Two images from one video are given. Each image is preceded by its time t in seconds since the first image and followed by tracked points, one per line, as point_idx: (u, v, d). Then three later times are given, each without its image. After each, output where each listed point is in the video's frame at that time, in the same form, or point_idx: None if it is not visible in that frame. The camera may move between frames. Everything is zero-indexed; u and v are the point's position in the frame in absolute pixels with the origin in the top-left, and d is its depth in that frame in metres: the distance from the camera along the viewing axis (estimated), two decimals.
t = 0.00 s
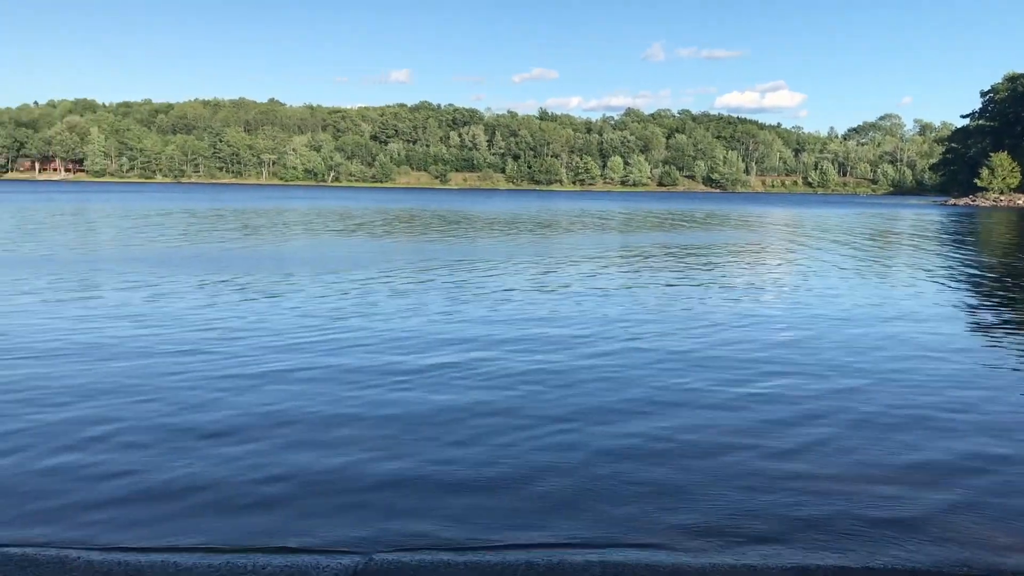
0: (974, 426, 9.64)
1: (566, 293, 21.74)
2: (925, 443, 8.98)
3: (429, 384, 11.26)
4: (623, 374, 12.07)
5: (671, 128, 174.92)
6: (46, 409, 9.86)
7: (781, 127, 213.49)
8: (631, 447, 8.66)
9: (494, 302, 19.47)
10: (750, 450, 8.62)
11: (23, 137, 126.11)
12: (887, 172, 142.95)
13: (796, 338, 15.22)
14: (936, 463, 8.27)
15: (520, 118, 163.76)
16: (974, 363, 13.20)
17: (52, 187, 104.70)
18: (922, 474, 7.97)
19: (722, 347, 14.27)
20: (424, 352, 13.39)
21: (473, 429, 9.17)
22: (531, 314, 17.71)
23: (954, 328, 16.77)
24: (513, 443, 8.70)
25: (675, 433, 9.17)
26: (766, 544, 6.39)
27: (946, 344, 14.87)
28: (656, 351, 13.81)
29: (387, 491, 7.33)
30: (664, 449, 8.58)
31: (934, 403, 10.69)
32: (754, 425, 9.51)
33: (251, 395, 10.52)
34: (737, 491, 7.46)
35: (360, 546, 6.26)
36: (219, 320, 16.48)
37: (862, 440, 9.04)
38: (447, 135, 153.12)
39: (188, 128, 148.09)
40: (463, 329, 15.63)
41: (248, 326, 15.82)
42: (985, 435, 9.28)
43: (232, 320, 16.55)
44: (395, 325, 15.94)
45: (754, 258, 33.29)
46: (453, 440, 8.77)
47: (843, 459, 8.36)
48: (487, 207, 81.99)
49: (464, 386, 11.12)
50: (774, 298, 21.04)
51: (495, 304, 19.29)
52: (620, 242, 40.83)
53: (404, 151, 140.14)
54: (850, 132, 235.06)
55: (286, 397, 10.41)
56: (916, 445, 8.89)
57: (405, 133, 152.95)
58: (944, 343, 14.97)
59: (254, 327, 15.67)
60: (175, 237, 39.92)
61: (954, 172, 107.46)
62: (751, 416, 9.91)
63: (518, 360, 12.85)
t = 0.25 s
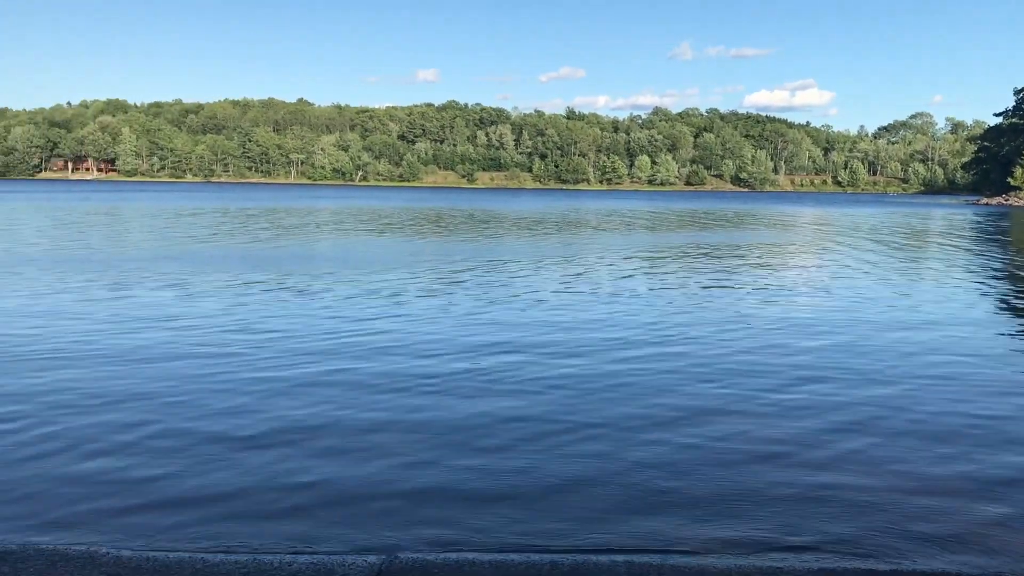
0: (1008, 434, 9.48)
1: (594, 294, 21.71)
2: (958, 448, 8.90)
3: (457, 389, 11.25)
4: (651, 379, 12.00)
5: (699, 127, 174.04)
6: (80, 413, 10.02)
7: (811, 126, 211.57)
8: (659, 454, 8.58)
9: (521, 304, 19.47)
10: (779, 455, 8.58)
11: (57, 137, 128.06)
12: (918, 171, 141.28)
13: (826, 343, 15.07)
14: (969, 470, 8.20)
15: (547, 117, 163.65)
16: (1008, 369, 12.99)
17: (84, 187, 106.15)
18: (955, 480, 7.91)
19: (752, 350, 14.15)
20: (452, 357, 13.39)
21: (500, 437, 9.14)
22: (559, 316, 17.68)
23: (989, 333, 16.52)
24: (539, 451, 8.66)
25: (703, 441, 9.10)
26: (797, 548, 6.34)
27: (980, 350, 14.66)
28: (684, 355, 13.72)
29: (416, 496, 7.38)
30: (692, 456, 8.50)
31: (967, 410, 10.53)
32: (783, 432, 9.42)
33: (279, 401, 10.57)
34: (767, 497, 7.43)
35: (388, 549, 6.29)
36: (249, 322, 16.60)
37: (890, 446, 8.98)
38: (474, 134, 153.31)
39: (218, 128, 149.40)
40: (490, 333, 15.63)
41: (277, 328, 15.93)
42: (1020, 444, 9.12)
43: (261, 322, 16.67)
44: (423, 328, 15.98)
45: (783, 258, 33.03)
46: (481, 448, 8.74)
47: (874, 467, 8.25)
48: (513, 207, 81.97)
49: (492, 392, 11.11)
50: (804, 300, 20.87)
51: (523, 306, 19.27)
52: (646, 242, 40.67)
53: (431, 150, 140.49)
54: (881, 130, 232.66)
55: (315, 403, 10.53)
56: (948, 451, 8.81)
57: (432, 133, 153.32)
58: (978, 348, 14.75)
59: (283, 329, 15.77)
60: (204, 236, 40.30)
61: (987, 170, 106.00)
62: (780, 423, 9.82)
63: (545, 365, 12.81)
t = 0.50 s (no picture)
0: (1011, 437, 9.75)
1: (604, 295, 22.05)
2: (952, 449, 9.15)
3: (473, 393, 11.57)
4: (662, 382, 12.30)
5: (708, 126, 174.03)
6: (106, 414, 10.39)
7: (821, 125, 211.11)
8: (670, 457, 8.89)
9: (533, 305, 19.82)
10: (777, 457, 8.86)
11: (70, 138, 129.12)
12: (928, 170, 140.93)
13: (834, 345, 15.34)
14: (962, 473, 8.46)
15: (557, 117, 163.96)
16: (1013, 372, 13.25)
17: (97, 187, 107.07)
18: (954, 483, 8.17)
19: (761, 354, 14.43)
20: (468, 360, 13.71)
21: (517, 440, 9.46)
22: (570, 318, 18.02)
23: (995, 334, 16.76)
24: (554, 454, 8.97)
25: (713, 444, 9.41)
26: (792, 550, 6.61)
27: (986, 352, 14.90)
28: (695, 359, 14.02)
29: (425, 497, 7.67)
30: (703, 459, 8.80)
31: (973, 414, 10.79)
32: (791, 436, 9.71)
33: (302, 404, 10.91)
34: (764, 500, 7.70)
35: (396, 548, 6.58)
36: (267, 324, 16.98)
37: (887, 449, 9.25)
38: (484, 134, 153.72)
39: (229, 128, 150.25)
40: (504, 335, 15.96)
41: (296, 330, 16.30)
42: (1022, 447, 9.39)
43: (280, 324, 17.06)
44: (438, 331, 16.33)
45: (790, 258, 33.27)
46: (498, 451, 9.05)
47: (878, 470, 8.54)
48: (522, 207, 82.29)
49: (507, 396, 11.42)
50: (812, 302, 21.13)
51: (535, 307, 19.62)
52: (654, 241, 40.94)
53: (441, 150, 140.90)
54: (891, 129, 232.03)
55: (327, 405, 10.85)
56: (942, 454, 9.08)
57: (442, 133, 153.80)
58: (984, 350, 15.00)
59: (302, 331, 16.15)
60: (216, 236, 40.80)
61: (997, 169, 105.69)
62: (789, 426, 10.10)
63: (559, 369, 13.13)
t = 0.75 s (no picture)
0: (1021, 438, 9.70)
1: (612, 296, 22.06)
2: (960, 449, 9.21)
3: (482, 394, 11.57)
4: (670, 383, 12.28)
5: (717, 126, 173.79)
6: (114, 414, 10.42)
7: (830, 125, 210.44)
8: (680, 457, 8.86)
9: (541, 307, 19.85)
10: (785, 457, 8.90)
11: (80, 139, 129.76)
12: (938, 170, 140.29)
13: (843, 347, 15.31)
14: (973, 474, 8.41)
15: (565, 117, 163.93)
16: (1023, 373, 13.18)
17: (106, 188, 107.53)
18: (964, 483, 8.13)
19: (770, 355, 14.39)
20: (476, 361, 13.71)
21: (525, 440, 9.44)
22: (579, 320, 18.02)
23: (1006, 335, 16.67)
24: (561, 454, 8.95)
25: (722, 443, 9.38)
26: (801, 551, 6.58)
27: (997, 353, 14.82)
28: (704, 360, 13.99)
29: (434, 496, 7.72)
30: (711, 460, 8.77)
31: (982, 415, 10.74)
32: (800, 436, 9.68)
33: (311, 405, 10.92)
34: (774, 500, 7.66)
35: (405, 547, 6.63)
36: (276, 324, 17.04)
37: (897, 450, 9.21)
38: (492, 135, 153.82)
39: (238, 129, 150.74)
40: (512, 337, 15.97)
41: (305, 330, 16.34)
42: None
43: (288, 324, 17.11)
44: (446, 331, 16.36)
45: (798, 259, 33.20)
46: (505, 451, 9.04)
47: (887, 470, 8.49)
48: (530, 207, 82.24)
49: (516, 397, 11.42)
50: (821, 303, 21.09)
51: (543, 309, 19.63)
52: (661, 242, 40.88)
53: (449, 151, 141.00)
54: (901, 130, 231.20)
55: (337, 405, 10.91)
56: (952, 454, 9.03)
57: (450, 134, 153.98)
58: (995, 351, 14.92)
59: (310, 332, 16.18)
60: (225, 237, 40.99)
61: (1007, 169, 105.11)
62: (797, 427, 10.06)
63: (567, 370, 13.14)
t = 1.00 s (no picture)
0: None
1: (621, 298, 22.19)
2: (965, 456, 9.33)
3: (492, 399, 11.72)
4: (678, 388, 12.42)
5: (726, 127, 173.47)
6: (131, 418, 10.61)
7: (840, 126, 209.77)
8: (686, 464, 8.99)
9: (549, 310, 20.01)
10: (790, 464, 9.01)
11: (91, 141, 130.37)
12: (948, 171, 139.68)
13: (852, 351, 15.40)
14: (978, 481, 8.52)
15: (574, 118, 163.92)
16: None
17: (116, 189, 107.95)
18: (968, 491, 8.25)
19: (778, 360, 14.51)
20: (486, 366, 13.88)
21: (535, 446, 9.59)
22: (588, 323, 18.15)
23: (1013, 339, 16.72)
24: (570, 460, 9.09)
25: (728, 449, 9.51)
26: (807, 555, 6.71)
27: (1005, 358, 14.88)
28: (711, 365, 14.10)
29: (446, 501, 7.88)
30: (718, 467, 8.91)
31: (987, 420, 10.85)
32: (806, 442, 9.80)
33: (323, 410, 11.08)
34: (780, 506, 7.79)
35: (415, 549, 6.77)
36: (288, 327, 17.24)
37: (903, 456, 9.33)
38: (501, 136, 153.87)
39: (248, 130, 151.21)
40: (521, 340, 16.11)
41: (316, 334, 16.53)
42: None
43: (300, 327, 17.29)
44: (456, 335, 16.53)
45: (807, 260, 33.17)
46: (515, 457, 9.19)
47: (891, 478, 8.61)
48: (538, 209, 82.13)
49: (526, 402, 11.56)
50: (829, 307, 21.14)
51: (552, 312, 19.79)
52: (669, 243, 40.85)
53: (458, 152, 141.13)
54: (911, 130, 230.26)
55: (348, 411, 11.06)
56: (957, 462, 9.14)
57: (459, 135, 154.12)
58: (1002, 356, 14.99)
59: (322, 335, 16.37)
60: (234, 238, 41.17)
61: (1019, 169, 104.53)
62: (803, 433, 10.20)
63: (576, 375, 13.29)
